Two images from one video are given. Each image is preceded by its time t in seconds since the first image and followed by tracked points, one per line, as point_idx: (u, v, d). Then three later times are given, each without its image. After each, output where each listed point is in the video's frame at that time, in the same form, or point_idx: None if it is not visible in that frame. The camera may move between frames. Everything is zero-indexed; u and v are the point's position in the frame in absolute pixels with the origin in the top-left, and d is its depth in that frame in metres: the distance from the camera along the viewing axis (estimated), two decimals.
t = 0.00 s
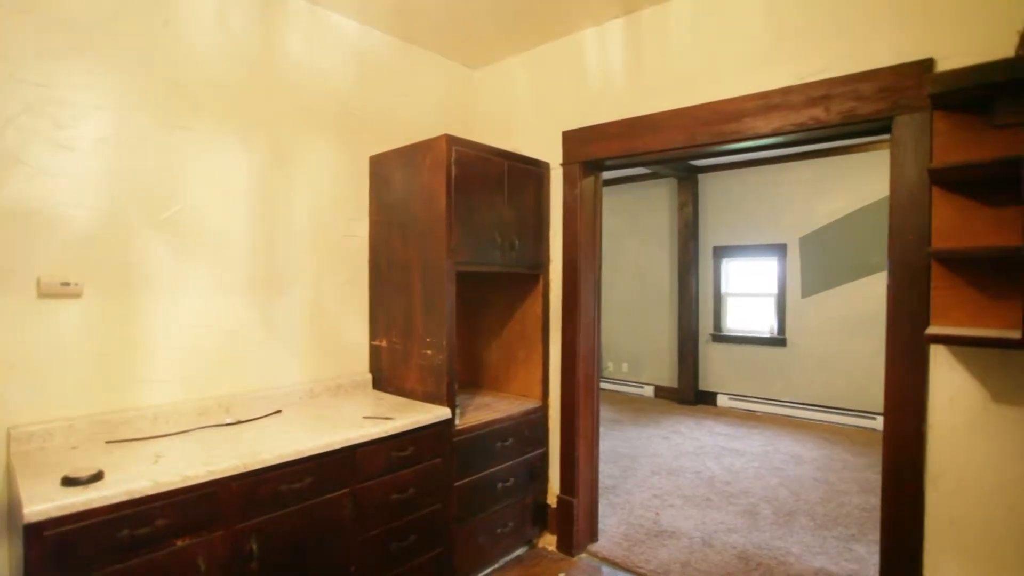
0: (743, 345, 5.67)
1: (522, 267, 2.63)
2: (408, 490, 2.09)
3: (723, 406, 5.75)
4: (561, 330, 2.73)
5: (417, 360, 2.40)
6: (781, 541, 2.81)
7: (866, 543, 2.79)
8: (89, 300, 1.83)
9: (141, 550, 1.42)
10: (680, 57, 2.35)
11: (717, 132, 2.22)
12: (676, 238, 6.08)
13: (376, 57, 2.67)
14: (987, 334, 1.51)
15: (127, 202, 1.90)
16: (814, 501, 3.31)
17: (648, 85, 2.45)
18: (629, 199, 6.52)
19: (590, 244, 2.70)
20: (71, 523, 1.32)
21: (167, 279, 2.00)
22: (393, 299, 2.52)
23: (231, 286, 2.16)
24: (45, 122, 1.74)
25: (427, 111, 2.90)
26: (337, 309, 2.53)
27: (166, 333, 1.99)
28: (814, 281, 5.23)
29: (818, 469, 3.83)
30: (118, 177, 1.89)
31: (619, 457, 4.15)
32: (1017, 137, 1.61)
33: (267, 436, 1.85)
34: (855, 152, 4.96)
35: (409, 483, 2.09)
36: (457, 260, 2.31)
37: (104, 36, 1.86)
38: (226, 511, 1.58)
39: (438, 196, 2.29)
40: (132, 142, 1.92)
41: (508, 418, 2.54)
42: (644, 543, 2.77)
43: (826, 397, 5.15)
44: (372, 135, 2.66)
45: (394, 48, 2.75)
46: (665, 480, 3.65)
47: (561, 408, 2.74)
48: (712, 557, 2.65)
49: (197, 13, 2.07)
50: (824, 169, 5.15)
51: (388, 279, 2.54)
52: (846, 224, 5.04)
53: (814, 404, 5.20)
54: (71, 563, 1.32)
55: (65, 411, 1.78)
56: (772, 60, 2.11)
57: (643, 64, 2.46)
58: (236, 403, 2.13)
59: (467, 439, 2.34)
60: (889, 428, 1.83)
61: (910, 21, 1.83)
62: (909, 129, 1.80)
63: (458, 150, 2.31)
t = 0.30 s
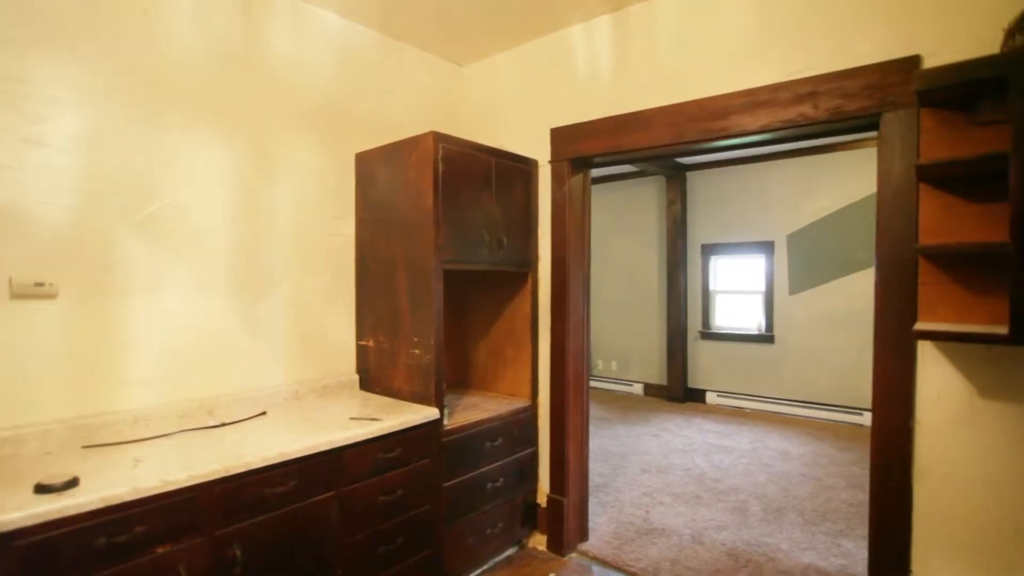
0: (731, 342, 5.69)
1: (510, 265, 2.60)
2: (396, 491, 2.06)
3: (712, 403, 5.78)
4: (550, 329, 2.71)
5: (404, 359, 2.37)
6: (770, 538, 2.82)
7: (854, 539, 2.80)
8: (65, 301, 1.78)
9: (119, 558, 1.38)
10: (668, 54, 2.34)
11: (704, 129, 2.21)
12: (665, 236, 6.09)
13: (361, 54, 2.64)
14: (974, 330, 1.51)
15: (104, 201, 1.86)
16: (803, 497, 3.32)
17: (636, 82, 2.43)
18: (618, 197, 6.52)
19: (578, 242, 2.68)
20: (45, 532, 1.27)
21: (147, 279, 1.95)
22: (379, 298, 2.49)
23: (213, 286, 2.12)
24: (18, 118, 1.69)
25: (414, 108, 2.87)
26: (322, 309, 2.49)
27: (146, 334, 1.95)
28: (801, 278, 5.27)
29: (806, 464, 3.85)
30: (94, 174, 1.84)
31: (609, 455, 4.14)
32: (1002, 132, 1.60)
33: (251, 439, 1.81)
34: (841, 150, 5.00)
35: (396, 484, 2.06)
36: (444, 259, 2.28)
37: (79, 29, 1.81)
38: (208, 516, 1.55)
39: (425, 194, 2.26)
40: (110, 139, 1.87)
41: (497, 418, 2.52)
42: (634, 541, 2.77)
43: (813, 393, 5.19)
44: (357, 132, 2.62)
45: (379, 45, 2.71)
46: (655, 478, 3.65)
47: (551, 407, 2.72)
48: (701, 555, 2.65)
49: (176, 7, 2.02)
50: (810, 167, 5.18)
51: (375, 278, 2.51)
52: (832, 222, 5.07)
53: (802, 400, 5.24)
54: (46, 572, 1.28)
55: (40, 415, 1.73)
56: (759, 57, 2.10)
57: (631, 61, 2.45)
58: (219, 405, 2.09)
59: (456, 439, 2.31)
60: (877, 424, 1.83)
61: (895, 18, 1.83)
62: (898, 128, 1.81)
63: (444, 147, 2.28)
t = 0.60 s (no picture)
0: (718, 340, 5.70)
1: (496, 262, 2.56)
2: (379, 494, 2.01)
3: (700, 400, 5.78)
4: (537, 327, 2.67)
5: (388, 359, 2.32)
6: (759, 536, 2.81)
7: (842, 535, 2.80)
8: (29, 300, 1.70)
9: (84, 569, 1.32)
10: (655, 48, 2.31)
11: (693, 124, 2.18)
12: (652, 233, 6.08)
13: (343, 46, 2.57)
14: (965, 327, 1.49)
15: (71, 195, 1.78)
16: (790, 493, 3.32)
17: (624, 76, 2.40)
18: (606, 195, 6.50)
19: (565, 238, 2.64)
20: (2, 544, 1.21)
21: (118, 277, 1.88)
22: (363, 296, 2.43)
23: (188, 284, 2.05)
24: None
25: (398, 102, 2.81)
26: (303, 308, 2.42)
27: (116, 334, 1.87)
28: (787, 275, 5.28)
29: (793, 461, 3.85)
30: (60, 168, 1.76)
31: (597, 454, 4.11)
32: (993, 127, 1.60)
33: (227, 442, 1.75)
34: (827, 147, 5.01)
35: (380, 487, 2.01)
36: (428, 256, 2.23)
37: (44, 16, 1.72)
38: (181, 523, 1.48)
39: (409, 189, 2.20)
40: (77, 131, 1.79)
41: (483, 418, 2.47)
42: (623, 541, 2.74)
43: (799, 389, 5.21)
44: (339, 126, 2.56)
45: (362, 37, 2.65)
46: (644, 476, 3.63)
47: (538, 406, 2.68)
48: (690, 554, 2.63)
49: None
50: (796, 164, 5.19)
51: (358, 276, 2.45)
52: (818, 219, 5.09)
53: (788, 397, 5.26)
54: None
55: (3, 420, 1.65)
56: (748, 50, 2.07)
57: (619, 55, 2.41)
58: (195, 408, 2.02)
59: (441, 440, 2.26)
60: (865, 421, 1.81)
61: (885, 11, 1.81)
62: (887, 122, 1.78)
63: (429, 142, 2.23)
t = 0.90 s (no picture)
0: (704, 337, 5.68)
1: (479, 259, 2.49)
2: (356, 500, 1.93)
3: (685, 398, 5.76)
4: (521, 325, 2.60)
5: (367, 359, 2.24)
6: (746, 536, 2.78)
7: (828, 535, 2.78)
8: None
9: None
10: (642, 40, 2.25)
11: (680, 117, 2.13)
12: (638, 231, 6.04)
13: (320, 35, 2.48)
14: (958, 325, 1.45)
15: (25, 188, 1.67)
16: (777, 492, 3.30)
17: (609, 69, 2.34)
18: (591, 192, 6.45)
19: (550, 235, 2.58)
20: None
21: (77, 275, 1.77)
22: (340, 294, 2.35)
23: (153, 282, 1.95)
24: None
25: (377, 94, 2.72)
26: (278, 306, 2.33)
27: (76, 335, 1.77)
28: (772, 273, 5.27)
29: (779, 459, 3.84)
30: (13, 159, 1.65)
31: (583, 453, 4.07)
32: (986, 121, 1.57)
33: (194, 448, 1.66)
34: (812, 144, 5.01)
35: (357, 493, 1.93)
36: (408, 252, 2.15)
37: None
38: (141, 537, 1.40)
39: (388, 183, 2.12)
40: (31, 119, 1.69)
41: (465, 419, 2.40)
42: (609, 543, 2.69)
43: (784, 387, 5.21)
44: (316, 118, 2.46)
45: (340, 26, 2.56)
46: (629, 476, 3.59)
47: (522, 407, 2.62)
48: (677, 555, 2.59)
49: None
50: (781, 162, 5.18)
51: (336, 273, 2.37)
52: (803, 216, 5.08)
53: (773, 395, 5.26)
54: None
55: None
56: (736, 42, 2.02)
57: (605, 47, 2.35)
58: (162, 412, 1.92)
59: (421, 443, 2.19)
60: (854, 422, 1.77)
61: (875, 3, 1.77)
62: (877, 116, 1.74)
63: (409, 134, 2.15)
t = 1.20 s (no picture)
0: (687, 335, 5.65)
1: (456, 256, 2.39)
2: (326, 509, 1.83)
3: (669, 396, 5.73)
4: (501, 324, 2.52)
5: (338, 361, 2.13)
6: (730, 538, 2.73)
7: (812, 535, 2.74)
8: None
9: None
10: (625, 29, 2.17)
11: (664, 109, 2.06)
12: (622, 228, 5.99)
13: (289, 20, 2.36)
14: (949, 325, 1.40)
15: None
16: (760, 492, 3.26)
17: (591, 59, 2.26)
18: (575, 188, 6.38)
19: (530, 231, 2.50)
20: None
21: (20, 272, 1.64)
22: (310, 292, 2.24)
23: (106, 280, 1.82)
24: None
25: (351, 84, 2.61)
26: (245, 305, 2.22)
27: (19, 337, 1.64)
28: (755, 270, 5.25)
29: (763, 458, 3.81)
30: None
31: (565, 454, 4.00)
32: (979, 114, 1.53)
33: (148, 458, 1.55)
34: (795, 141, 4.99)
35: (326, 502, 1.83)
36: (381, 249, 2.05)
37: None
38: (85, 557, 1.28)
39: (360, 175, 2.01)
40: None
41: (442, 423, 2.31)
42: (591, 547, 2.62)
43: (767, 385, 5.20)
44: (285, 107, 2.34)
45: (311, 12, 2.44)
46: (613, 477, 3.53)
47: (502, 409, 2.54)
48: (660, 559, 2.53)
49: None
50: (764, 159, 5.16)
51: (306, 270, 2.26)
52: (786, 213, 5.06)
53: (756, 392, 5.25)
54: None
55: None
56: (722, 32, 1.95)
57: (587, 37, 2.27)
58: (117, 419, 1.80)
59: (395, 448, 2.10)
60: (843, 424, 1.72)
61: None
62: (868, 109, 1.67)
63: (382, 125, 2.04)
